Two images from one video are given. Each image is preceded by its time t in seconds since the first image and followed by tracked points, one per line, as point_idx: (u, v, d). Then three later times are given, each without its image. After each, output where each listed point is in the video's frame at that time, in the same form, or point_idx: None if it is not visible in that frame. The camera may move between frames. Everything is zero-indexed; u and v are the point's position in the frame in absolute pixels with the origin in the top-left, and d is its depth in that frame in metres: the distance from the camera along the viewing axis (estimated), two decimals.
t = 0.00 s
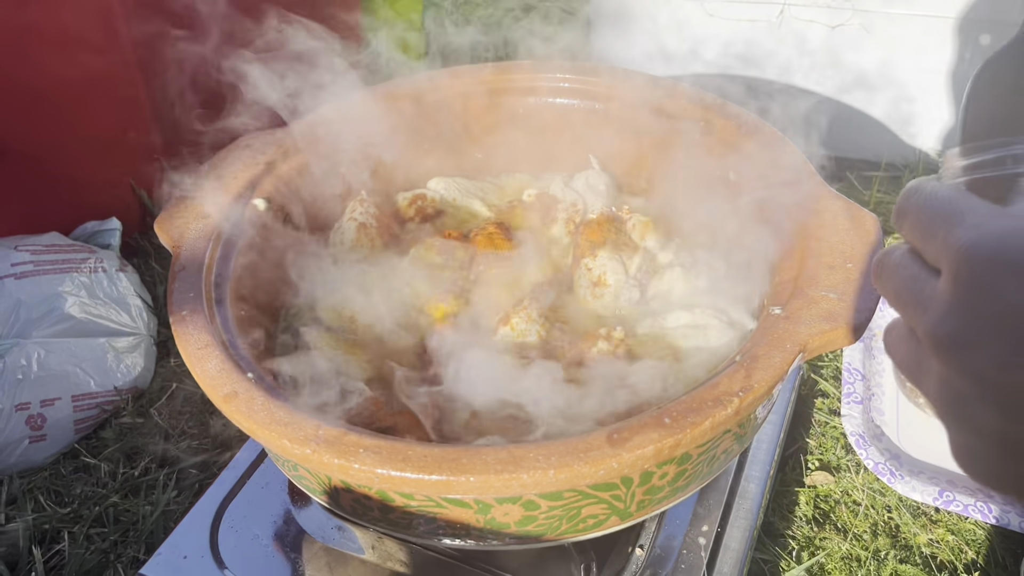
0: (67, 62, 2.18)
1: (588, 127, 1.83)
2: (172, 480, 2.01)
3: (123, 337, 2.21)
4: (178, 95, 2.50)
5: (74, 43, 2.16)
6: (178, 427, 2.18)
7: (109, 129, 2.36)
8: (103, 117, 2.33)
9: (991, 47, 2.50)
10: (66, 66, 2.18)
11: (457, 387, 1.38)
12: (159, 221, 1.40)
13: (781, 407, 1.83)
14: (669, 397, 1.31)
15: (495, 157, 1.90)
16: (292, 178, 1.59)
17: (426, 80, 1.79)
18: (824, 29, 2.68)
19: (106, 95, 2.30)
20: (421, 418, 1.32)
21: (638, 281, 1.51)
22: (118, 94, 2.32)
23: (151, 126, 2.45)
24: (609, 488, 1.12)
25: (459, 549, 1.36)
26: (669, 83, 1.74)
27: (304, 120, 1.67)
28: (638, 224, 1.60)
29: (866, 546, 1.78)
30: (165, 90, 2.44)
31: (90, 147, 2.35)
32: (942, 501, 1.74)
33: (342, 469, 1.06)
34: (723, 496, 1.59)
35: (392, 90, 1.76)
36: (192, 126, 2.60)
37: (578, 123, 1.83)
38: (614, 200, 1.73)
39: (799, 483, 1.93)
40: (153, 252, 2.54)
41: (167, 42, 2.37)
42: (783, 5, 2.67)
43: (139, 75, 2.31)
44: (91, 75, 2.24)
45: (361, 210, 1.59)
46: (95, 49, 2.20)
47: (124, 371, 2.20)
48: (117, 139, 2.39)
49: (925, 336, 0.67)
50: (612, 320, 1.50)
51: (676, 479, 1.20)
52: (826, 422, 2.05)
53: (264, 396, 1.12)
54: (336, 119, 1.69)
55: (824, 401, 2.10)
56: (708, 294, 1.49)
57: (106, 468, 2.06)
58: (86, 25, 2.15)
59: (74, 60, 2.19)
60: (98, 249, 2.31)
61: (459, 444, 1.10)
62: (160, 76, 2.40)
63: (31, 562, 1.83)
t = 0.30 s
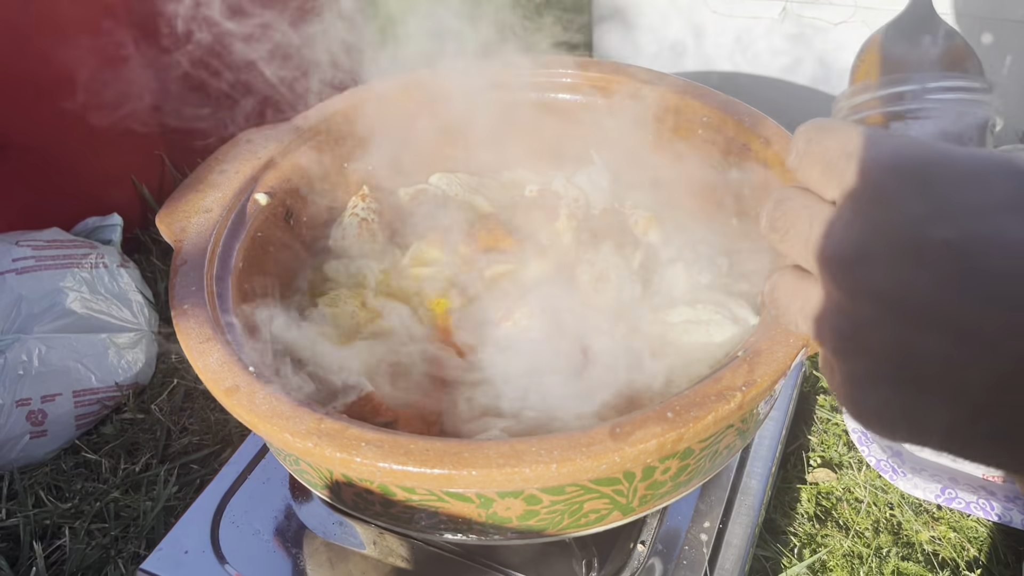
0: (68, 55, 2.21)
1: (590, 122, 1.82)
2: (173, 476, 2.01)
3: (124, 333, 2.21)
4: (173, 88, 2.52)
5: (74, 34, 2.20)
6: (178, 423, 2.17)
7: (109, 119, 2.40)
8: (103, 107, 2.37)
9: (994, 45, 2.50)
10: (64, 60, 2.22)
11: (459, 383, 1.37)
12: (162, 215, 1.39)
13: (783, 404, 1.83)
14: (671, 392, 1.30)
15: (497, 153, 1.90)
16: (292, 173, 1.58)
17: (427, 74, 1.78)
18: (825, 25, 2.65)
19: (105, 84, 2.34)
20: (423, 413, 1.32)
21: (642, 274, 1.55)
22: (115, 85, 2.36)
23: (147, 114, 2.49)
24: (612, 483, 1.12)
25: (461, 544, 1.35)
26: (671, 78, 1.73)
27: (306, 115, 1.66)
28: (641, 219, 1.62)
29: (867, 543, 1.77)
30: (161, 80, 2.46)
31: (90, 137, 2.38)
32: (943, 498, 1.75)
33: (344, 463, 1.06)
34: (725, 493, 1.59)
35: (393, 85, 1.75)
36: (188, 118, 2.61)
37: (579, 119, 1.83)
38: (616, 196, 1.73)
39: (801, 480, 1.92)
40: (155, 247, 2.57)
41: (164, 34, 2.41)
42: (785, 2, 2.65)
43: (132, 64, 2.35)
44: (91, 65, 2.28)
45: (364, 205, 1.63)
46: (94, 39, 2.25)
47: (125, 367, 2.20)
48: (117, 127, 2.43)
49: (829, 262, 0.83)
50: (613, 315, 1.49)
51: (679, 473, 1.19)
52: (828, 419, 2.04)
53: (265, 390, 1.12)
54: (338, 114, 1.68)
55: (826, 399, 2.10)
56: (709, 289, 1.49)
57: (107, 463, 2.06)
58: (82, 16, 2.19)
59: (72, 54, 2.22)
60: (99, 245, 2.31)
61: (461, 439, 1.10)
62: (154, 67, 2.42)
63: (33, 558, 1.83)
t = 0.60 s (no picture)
0: (74, 54, 2.22)
1: (592, 118, 1.82)
2: (175, 472, 2.00)
3: (125, 329, 2.22)
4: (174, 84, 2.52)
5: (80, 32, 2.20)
6: (180, 420, 2.17)
7: (111, 115, 2.41)
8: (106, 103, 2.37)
9: (996, 42, 2.50)
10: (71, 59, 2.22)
11: (461, 378, 1.37)
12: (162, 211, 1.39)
13: (784, 401, 1.83)
14: (673, 388, 1.30)
15: (497, 148, 1.88)
16: (295, 168, 1.58)
17: (429, 69, 1.78)
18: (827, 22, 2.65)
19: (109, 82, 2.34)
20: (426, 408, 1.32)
21: (643, 271, 1.54)
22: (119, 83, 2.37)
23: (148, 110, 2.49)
24: (614, 478, 1.12)
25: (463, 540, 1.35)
26: (673, 74, 1.73)
27: (307, 110, 1.66)
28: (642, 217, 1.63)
29: (870, 540, 1.77)
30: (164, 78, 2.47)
31: (92, 135, 2.38)
32: (946, 495, 1.74)
33: (346, 457, 1.05)
34: (726, 489, 1.59)
35: (396, 81, 1.75)
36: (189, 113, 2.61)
37: (582, 115, 1.82)
38: (618, 192, 1.73)
39: (803, 478, 1.92)
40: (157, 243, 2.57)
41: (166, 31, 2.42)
42: None
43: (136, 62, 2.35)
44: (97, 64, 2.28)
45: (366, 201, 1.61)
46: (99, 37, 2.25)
47: (127, 363, 2.20)
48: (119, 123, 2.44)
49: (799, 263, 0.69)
50: (614, 312, 1.48)
51: (681, 469, 1.19)
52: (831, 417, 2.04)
53: (267, 384, 1.12)
54: (341, 109, 1.68)
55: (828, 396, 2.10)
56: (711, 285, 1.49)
57: (109, 459, 2.06)
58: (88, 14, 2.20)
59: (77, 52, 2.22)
60: (100, 242, 2.31)
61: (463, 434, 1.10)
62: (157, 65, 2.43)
63: (34, 554, 1.83)
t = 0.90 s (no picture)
0: (78, 55, 2.22)
1: (595, 121, 1.83)
2: (178, 471, 2.01)
3: (129, 329, 2.22)
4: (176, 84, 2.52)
5: (84, 34, 2.20)
6: (183, 419, 2.18)
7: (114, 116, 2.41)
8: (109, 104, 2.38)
9: (998, 44, 2.50)
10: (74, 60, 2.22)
11: (465, 379, 1.38)
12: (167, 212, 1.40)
13: (786, 403, 1.83)
14: (675, 389, 1.31)
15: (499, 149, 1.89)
16: (298, 169, 1.58)
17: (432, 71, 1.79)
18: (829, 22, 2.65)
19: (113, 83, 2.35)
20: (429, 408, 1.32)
21: (645, 272, 1.55)
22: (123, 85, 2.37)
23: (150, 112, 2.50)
24: (617, 479, 1.12)
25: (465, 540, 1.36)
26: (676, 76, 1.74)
27: (311, 112, 1.67)
28: (644, 218, 1.64)
29: (870, 541, 1.78)
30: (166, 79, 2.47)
31: (95, 137, 2.39)
32: (948, 496, 1.74)
33: (349, 458, 1.06)
34: (728, 489, 1.60)
35: (398, 82, 1.75)
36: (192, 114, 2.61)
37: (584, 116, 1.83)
38: (620, 193, 1.74)
39: (804, 478, 1.93)
40: (159, 244, 2.59)
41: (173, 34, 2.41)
42: None
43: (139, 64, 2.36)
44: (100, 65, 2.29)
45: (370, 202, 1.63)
46: (103, 39, 2.25)
47: (130, 363, 2.21)
48: (123, 124, 2.44)
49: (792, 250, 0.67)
50: (616, 312, 1.49)
51: (683, 470, 1.20)
52: (832, 418, 2.05)
53: (271, 385, 1.12)
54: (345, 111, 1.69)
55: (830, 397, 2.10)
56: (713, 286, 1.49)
57: (112, 459, 2.06)
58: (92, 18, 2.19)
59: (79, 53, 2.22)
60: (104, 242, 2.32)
61: (466, 435, 1.10)
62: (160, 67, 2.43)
63: (37, 553, 1.83)
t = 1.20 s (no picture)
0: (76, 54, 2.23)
1: (596, 122, 1.83)
2: (178, 473, 2.01)
3: (128, 330, 2.21)
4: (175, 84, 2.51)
5: (80, 33, 2.21)
6: (182, 421, 2.18)
7: (113, 117, 2.41)
8: (109, 104, 2.38)
9: (1000, 44, 2.49)
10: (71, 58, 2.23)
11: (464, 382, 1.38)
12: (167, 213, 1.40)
13: (786, 405, 1.83)
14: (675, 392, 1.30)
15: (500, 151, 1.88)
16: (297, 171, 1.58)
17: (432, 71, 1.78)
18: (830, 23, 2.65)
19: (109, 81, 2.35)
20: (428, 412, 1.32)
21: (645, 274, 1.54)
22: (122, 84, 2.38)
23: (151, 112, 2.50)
24: (616, 482, 1.12)
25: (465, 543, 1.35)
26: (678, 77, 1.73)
27: (310, 113, 1.67)
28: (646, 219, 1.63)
29: (871, 543, 1.77)
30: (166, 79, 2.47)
31: (95, 136, 2.40)
32: (948, 498, 1.73)
33: (347, 462, 1.05)
34: (728, 492, 1.59)
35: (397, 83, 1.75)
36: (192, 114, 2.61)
37: (584, 116, 1.82)
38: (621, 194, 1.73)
39: (804, 480, 1.92)
40: (159, 245, 2.58)
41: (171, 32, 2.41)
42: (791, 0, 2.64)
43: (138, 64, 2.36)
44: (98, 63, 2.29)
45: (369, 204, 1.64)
46: (101, 38, 2.26)
47: (130, 364, 2.20)
48: (123, 124, 2.44)
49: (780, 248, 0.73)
50: (615, 314, 1.49)
51: (682, 474, 1.19)
52: (833, 420, 2.04)
53: (269, 388, 1.12)
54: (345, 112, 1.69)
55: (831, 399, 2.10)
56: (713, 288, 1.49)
57: (111, 460, 2.06)
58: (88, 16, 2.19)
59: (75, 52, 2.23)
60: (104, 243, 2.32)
61: (464, 438, 1.10)
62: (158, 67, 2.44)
63: (37, 554, 1.83)
